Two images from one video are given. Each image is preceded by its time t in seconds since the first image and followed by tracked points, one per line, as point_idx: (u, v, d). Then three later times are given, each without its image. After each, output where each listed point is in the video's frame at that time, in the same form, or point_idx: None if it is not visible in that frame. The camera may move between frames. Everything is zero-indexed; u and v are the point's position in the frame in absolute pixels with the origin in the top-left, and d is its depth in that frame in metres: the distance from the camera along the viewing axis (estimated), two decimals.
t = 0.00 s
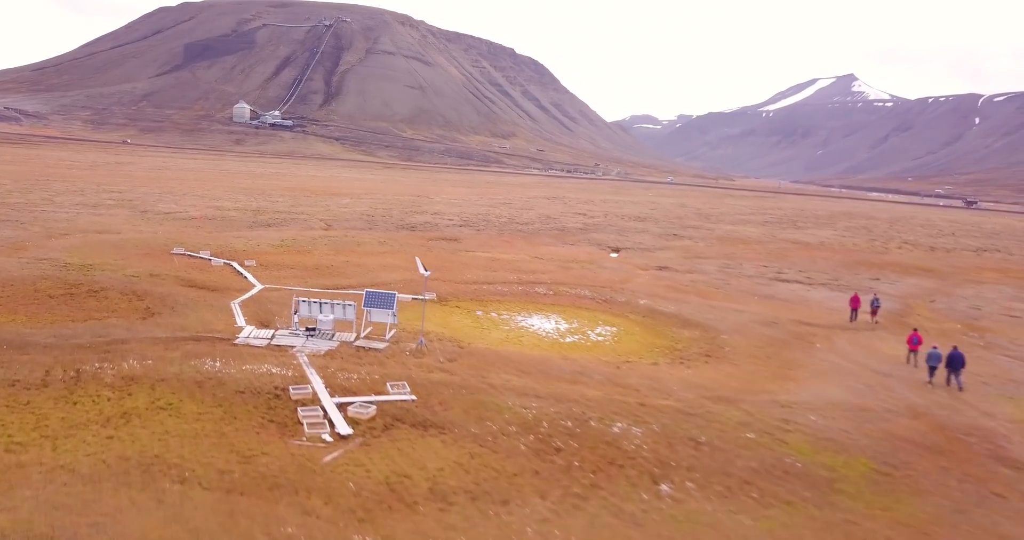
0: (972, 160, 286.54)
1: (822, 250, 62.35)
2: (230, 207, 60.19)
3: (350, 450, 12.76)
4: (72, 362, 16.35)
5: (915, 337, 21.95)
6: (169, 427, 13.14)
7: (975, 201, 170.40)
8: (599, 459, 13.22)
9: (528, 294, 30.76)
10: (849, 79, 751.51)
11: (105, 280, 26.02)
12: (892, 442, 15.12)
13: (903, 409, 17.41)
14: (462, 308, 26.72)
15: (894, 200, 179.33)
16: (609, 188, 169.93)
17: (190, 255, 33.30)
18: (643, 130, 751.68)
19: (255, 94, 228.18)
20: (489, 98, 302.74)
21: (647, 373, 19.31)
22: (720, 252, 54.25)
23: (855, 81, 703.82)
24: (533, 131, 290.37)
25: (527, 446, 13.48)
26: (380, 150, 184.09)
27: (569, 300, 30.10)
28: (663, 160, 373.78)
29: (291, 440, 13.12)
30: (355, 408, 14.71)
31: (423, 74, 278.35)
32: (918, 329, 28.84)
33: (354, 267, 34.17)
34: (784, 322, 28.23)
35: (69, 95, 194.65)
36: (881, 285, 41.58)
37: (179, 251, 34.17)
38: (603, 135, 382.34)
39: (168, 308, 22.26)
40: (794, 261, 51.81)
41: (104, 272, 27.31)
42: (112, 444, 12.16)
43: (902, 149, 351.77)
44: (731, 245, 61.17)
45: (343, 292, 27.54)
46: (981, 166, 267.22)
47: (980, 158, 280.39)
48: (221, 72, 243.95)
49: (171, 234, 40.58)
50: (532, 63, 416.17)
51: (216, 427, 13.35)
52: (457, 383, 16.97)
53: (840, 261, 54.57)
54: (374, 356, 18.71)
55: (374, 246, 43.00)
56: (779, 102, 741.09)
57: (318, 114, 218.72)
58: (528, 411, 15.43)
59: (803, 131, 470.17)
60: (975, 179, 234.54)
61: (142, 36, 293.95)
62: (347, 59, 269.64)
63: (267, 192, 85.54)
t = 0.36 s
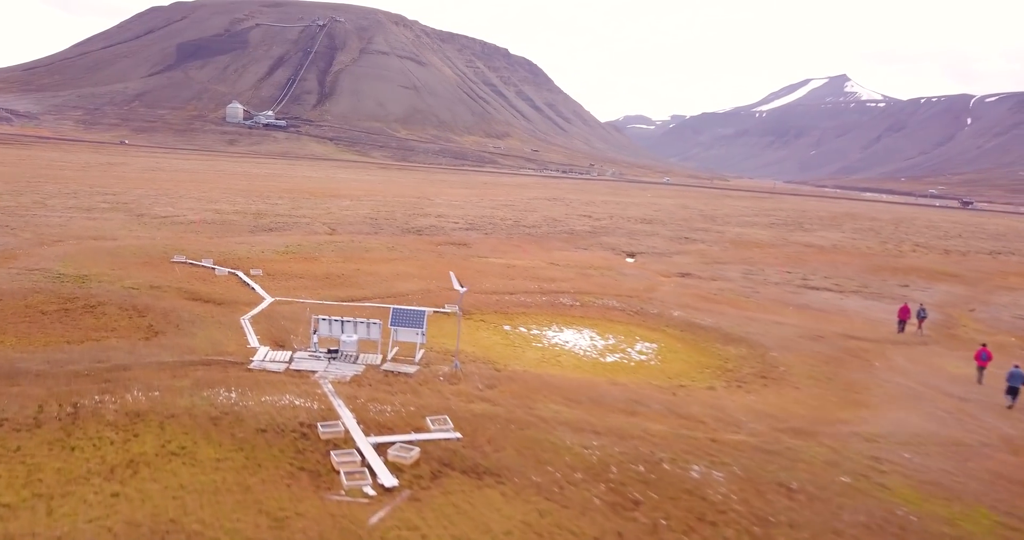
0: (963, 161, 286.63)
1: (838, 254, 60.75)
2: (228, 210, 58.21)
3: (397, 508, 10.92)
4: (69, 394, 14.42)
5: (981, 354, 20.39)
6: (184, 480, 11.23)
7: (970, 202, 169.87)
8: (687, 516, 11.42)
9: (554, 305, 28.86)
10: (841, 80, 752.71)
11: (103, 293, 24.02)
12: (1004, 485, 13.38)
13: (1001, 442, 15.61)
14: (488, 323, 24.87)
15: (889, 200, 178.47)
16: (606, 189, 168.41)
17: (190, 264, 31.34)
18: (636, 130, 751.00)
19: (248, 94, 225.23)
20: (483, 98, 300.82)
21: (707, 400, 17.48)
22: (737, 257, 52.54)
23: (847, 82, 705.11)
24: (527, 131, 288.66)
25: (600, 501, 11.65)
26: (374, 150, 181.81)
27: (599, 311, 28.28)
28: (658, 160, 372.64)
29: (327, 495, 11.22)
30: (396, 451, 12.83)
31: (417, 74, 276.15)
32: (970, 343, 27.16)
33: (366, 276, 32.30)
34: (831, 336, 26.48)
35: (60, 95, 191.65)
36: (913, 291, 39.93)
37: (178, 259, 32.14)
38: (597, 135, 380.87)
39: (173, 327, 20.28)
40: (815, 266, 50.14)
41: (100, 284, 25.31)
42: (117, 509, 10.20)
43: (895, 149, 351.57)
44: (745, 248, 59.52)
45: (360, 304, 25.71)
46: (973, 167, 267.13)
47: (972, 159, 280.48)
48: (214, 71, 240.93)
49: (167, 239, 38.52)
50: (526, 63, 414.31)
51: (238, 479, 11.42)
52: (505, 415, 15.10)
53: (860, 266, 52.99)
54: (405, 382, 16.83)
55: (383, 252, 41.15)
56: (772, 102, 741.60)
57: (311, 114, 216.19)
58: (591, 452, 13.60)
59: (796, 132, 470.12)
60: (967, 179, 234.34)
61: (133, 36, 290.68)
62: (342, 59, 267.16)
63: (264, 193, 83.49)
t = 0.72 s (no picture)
0: (956, 161, 286.02)
1: (856, 259, 59.19)
2: (228, 214, 56.35)
3: None
4: (66, 437, 12.49)
5: None
6: None
7: (967, 202, 168.66)
8: None
9: (584, 318, 27.04)
10: (834, 81, 753.70)
11: (101, 309, 22.04)
12: None
13: None
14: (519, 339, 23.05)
15: (886, 201, 177.15)
16: (603, 189, 166.72)
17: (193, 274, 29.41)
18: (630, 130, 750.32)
19: (242, 94, 222.66)
20: (477, 98, 298.87)
21: (781, 431, 15.68)
22: (756, 263, 50.87)
23: (839, 83, 706.04)
24: (521, 131, 286.94)
25: None
26: (368, 150, 179.53)
27: (633, 325, 26.48)
28: (652, 161, 371.38)
29: None
30: (452, 509, 10.98)
31: (411, 74, 274.04)
32: None
33: (379, 286, 30.47)
34: (885, 352, 24.75)
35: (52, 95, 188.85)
36: (950, 299, 38.26)
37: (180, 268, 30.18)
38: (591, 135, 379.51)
39: (180, 350, 18.38)
40: (838, 272, 48.47)
41: (97, 297, 23.38)
42: None
43: (888, 150, 351.27)
44: (762, 253, 57.85)
45: (379, 319, 23.87)
46: (965, 167, 266.48)
47: (965, 159, 279.92)
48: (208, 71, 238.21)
49: (167, 246, 36.64)
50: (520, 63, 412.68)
51: None
52: (566, 457, 13.25)
53: (882, 272, 51.42)
54: (446, 415, 15.00)
55: (394, 259, 39.31)
56: (765, 102, 741.48)
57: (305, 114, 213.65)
58: (674, 504, 11.78)
59: (790, 132, 469.76)
60: (960, 179, 233.39)
61: (125, 36, 287.78)
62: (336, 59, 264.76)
63: (263, 195, 81.53)
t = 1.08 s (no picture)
0: (948, 162, 285.68)
1: (875, 263, 57.61)
2: (228, 218, 54.52)
3: None
4: (66, 494, 10.61)
5: None
6: None
7: (961, 202, 167.69)
8: None
9: (619, 332, 25.24)
10: (826, 82, 754.87)
11: (99, 326, 20.14)
12: None
13: None
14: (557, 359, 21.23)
15: (882, 201, 176.11)
16: (599, 190, 165.49)
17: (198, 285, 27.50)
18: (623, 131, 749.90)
19: (235, 94, 220.11)
20: (471, 98, 297.04)
21: (881, 472, 13.79)
22: (778, 268, 49.22)
23: (831, 84, 707.73)
24: (515, 131, 285.11)
25: None
26: (362, 150, 177.53)
27: (673, 340, 24.65)
28: (647, 161, 370.28)
29: None
30: None
31: (405, 74, 271.97)
32: None
33: (396, 296, 28.63)
34: (949, 369, 22.98)
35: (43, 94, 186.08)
36: (988, 308, 36.70)
37: (183, 279, 28.27)
38: (585, 135, 378.28)
39: (189, 376, 16.45)
40: (864, 277, 46.88)
41: (96, 314, 21.46)
42: None
43: (881, 150, 351.17)
44: (779, 258, 56.32)
45: (404, 336, 22.01)
46: (958, 167, 266.15)
47: (956, 159, 280.17)
48: (201, 70, 235.21)
49: (167, 253, 34.72)
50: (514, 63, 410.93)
51: None
52: (648, 512, 11.39)
53: (907, 277, 49.82)
54: (501, 458, 13.11)
55: (406, 266, 37.49)
56: (758, 102, 742.07)
57: (298, 114, 211.35)
58: None
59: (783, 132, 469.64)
60: (953, 179, 232.76)
61: (117, 35, 284.74)
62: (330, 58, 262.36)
63: (261, 197, 79.76)
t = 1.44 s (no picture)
0: (940, 161, 284.73)
1: (896, 266, 55.88)
2: (229, 221, 52.60)
3: None
4: None
5: None
6: None
7: (957, 202, 166.29)
8: None
9: (662, 348, 23.37)
10: (819, 82, 755.43)
11: (99, 347, 18.15)
12: None
13: None
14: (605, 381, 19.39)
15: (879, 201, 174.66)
16: (597, 189, 163.78)
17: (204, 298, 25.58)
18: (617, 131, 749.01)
19: (229, 94, 217.52)
20: (466, 98, 295.16)
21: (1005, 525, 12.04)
22: (801, 273, 47.54)
23: (823, 84, 708.41)
24: (510, 131, 283.25)
25: None
26: (357, 150, 175.34)
27: (719, 359, 22.86)
28: (641, 161, 368.89)
29: None
30: None
31: (399, 74, 269.78)
32: None
33: (417, 308, 26.74)
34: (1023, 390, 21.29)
35: (34, 94, 183.20)
36: None
37: (186, 291, 26.25)
38: (580, 135, 376.80)
39: (204, 409, 14.56)
40: (891, 282, 45.24)
41: (96, 333, 19.48)
42: None
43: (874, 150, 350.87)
44: (797, 261, 54.72)
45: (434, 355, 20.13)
46: (951, 166, 264.93)
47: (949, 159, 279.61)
48: (194, 69, 232.27)
49: (169, 261, 32.78)
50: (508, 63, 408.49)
51: None
52: None
53: (933, 283, 48.09)
54: (575, 511, 11.33)
55: (420, 274, 35.66)
56: (751, 101, 742.28)
57: (292, 113, 208.86)
58: None
59: (776, 132, 469.24)
60: (947, 179, 231.62)
61: (109, 35, 281.76)
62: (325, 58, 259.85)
63: (259, 199, 77.76)
